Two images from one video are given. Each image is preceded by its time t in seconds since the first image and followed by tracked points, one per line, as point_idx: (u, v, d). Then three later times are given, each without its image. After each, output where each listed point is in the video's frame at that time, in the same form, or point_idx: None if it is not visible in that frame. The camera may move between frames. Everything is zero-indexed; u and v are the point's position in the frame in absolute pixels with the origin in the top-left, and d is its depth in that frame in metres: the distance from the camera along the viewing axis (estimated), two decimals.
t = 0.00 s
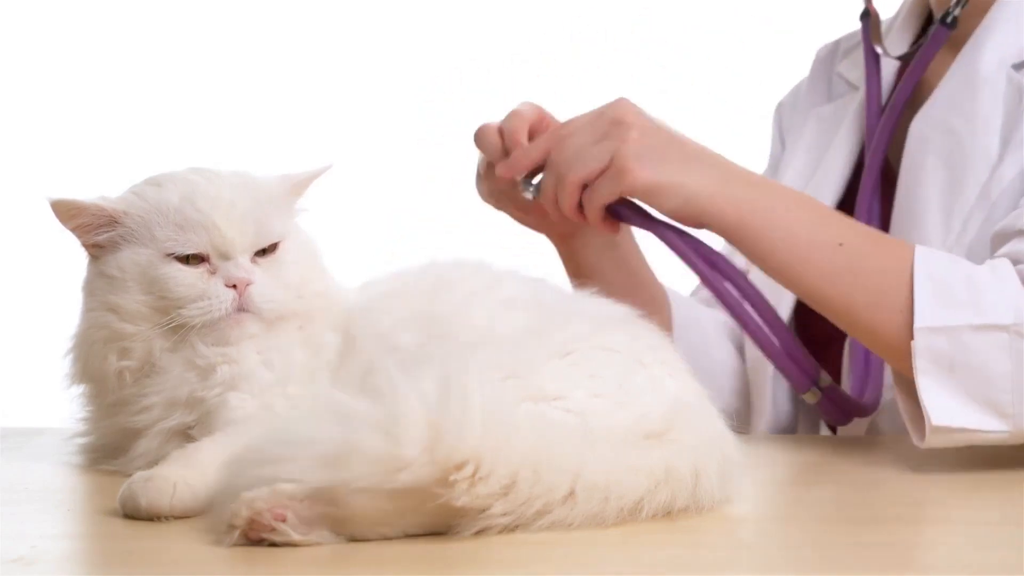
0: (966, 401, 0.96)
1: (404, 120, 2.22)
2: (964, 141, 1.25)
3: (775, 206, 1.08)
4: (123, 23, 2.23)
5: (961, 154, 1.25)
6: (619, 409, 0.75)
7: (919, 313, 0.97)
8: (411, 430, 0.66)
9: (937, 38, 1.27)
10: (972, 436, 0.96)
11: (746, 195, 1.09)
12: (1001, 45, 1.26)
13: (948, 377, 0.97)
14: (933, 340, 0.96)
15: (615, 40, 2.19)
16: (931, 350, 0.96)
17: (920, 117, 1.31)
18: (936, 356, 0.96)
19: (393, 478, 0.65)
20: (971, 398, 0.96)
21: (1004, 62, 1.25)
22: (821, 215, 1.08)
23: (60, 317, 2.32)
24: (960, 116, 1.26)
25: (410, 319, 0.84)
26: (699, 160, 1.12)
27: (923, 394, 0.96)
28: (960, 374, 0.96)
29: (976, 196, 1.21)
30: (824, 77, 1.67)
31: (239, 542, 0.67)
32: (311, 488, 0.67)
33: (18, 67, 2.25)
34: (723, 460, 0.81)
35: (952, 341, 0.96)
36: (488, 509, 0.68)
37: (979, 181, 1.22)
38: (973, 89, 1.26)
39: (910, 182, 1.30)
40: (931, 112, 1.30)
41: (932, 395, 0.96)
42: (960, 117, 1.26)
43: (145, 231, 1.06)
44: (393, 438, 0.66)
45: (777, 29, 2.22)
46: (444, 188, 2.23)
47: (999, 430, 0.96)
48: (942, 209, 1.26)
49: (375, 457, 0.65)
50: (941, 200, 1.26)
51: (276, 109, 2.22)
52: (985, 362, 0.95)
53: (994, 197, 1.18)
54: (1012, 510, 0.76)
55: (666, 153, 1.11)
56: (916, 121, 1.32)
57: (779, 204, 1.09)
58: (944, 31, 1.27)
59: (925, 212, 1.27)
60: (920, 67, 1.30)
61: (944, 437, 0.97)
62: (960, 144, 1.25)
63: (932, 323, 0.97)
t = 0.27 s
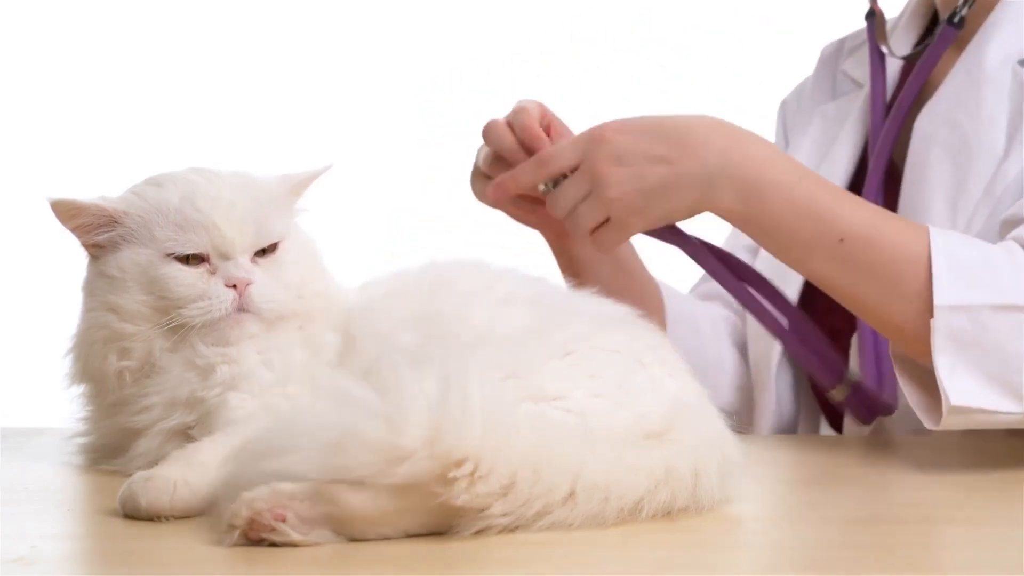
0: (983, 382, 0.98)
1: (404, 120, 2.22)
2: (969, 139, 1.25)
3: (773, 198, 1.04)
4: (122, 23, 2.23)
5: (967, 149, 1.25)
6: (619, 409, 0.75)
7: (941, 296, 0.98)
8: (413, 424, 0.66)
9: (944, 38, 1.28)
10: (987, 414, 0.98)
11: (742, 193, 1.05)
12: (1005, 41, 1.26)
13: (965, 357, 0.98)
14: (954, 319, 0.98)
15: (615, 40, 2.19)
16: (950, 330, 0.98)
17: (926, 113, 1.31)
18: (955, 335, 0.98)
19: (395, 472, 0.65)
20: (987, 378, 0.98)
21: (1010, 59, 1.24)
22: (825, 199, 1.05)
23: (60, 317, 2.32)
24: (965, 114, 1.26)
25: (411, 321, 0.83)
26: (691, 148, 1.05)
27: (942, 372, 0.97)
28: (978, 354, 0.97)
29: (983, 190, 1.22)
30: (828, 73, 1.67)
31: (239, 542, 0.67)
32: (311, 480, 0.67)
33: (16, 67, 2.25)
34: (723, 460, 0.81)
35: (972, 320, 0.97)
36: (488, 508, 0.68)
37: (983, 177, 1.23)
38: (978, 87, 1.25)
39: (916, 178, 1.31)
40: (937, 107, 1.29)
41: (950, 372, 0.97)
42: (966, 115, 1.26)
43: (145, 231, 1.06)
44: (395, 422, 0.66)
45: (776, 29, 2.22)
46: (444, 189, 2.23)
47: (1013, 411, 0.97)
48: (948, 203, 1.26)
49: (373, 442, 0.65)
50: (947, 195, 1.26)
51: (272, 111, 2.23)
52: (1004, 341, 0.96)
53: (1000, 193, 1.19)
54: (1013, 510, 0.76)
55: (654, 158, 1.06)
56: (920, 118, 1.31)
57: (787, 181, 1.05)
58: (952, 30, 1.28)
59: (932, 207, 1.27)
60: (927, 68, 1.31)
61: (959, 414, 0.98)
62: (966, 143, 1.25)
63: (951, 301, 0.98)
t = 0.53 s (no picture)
0: (965, 377, 0.97)
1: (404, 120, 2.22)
2: (969, 137, 1.25)
3: (745, 199, 1.01)
4: (127, 24, 2.23)
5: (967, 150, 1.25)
6: (619, 408, 0.75)
7: (920, 291, 0.98)
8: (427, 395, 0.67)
9: (948, 39, 1.29)
10: (969, 410, 0.97)
11: (710, 194, 1.01)
12: (1006, 41, 1.26)
13: (948, 353, 0.97)
14: (934, 314, 0.97)
15: (615, 40, 2.19)
16: (931, 326, 0.97)
17: (926, 113, 1.31)
18: (937, 332, 0.97)
19: (403, 447, 0.67)
20: (969, 373, 0.97)
21: (1010, 58, 1.24)
22: (795, 192, 1.02)
23: (60, 317, 2.32)
24: (966, 113, 1.26)
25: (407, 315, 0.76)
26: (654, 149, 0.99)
27: (923, 368, 0.97)
28: (961, 349, 0.97)
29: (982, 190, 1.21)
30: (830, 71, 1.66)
31: (239, 542, 0.67)
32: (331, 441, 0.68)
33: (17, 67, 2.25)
34: (723, 459, 0.81)
35: (952, 314, 0.97)
36: (487, 506, 0.68)
37: (984, 177, 1.22)
38: (978, 86, 1.25)
39: (916, 177, 1.31)
40: (938, 107, 1.30)
41: (931, 368, 0.97)
42: (964, 114, 1.26)
43: (145, 231, 1.08)
44: (415, 377, 0.67)
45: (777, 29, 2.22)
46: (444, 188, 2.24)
47: (995, 404, 0.97)
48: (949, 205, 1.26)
49: (390, 400, 0.66)
50: (948, 195, 1.26)
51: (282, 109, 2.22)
52: (984, 335, 0.96)
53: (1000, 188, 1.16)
54: (1013, 510, 0.76)
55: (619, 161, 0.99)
56: (921, 117, 1.32)
57: (754, 173, 1.01)
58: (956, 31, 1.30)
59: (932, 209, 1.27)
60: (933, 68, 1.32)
61: (942, 411, 0.98)
62: (965, 141, 1.26)
63: (931, 298, 0.97)
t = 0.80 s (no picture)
0: (933, 334, 0.95)
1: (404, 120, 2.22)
2: (958, 134, 1.22)
3: (689, 182, 0.98)
4: (127, 23, 2.23)
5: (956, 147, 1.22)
6: (619, 408, 0.75)
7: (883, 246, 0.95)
8: (418, 393, 0.66)
9: (922, 27, 1.34)
10: (935, 367, 0.95)
11: (649, 167, 0.98)
12: (996, 39, 1.24)
13: (914, 309, 0.95)
14: (900, 271, 0.95)
15: (615, 40, 2.19)
16: (895, 283, 0.95)
17: (914, 113, 1.30)
18: (903, 289, 0.95)
19: (392, 445, 0.67)
20: (937, 330, 0.95)
21: (1000, 58, 1.22)
22: (736, 160, 1.00)
23: (60, 317, 2.32)
24: (954, 110, 1.24)
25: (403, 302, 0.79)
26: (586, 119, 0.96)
27: (889, 326, 0.94)
28: (928, 304, 0.94)
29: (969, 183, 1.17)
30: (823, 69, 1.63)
31: (239, 542, 0.67)
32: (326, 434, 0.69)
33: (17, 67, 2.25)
34: (723, 459, 0.81)
35: (917, 272, 0.94)
36: (487, 506, 0.69)
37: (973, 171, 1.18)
38: (966, 84, 1.23)
39: (903, 176, 1.29)
40: (926, 105, 1.28)
41: (896, 326, 0.95)
42: (953, 109, 1.24)
43: (145, 231, 1.08)
44: (407, 369, 0.67)
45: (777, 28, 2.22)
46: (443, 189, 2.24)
47: (961, 362, 0.95)
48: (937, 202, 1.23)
49: (380, 395, 0.66)
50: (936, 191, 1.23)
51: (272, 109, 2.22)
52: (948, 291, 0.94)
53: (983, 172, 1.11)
54: (1012, 510, 0.76)
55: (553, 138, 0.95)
56: (910, 115, 1.30)
57: (694, 156, 0.98)
58: (929, 22, 1.35)
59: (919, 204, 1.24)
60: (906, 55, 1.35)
61: (907, 368, 0.95)
62: (954, 139, 1.23)
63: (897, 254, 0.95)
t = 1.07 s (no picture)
0: (867, 302, 0.88)
1: (404, 120, 2.22)
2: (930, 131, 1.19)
3: (607, 223, 0.86)
4: (128, 23, 2.23)
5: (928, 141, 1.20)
6: (620, 409, 0.75)
7: (807, 221, 0.88)
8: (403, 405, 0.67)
9: (896, 25, 1.30)
10: (875, 336, 0.89)
11: (564, 219, 0.85)
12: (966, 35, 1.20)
13: (846, 281, 0.88)
14: (828, 245, 0.87)
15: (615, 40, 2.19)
16: (825, 257, 0.87)
17: (890, 113, 1.30)
18: (832, 262, 0.87)
19: (381, 457, 0.68)
20: (872, 298, 0.88)
21: (969, 55, 1.17)
22: (637, 180, 0.90)
23: (60, 316, 2.32)
24: (927, 109, 1.20)
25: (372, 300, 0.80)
26: (485, 181, 0.83)
27: (822, 303, 0.88)
28: (860, 273, 0.88)
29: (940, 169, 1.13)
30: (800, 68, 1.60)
31: (239, 542, 0.67)
32: (317, 453, 0.70)
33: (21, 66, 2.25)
34: (724, 459, 0.81)
35: (844, 241, 0.87)
36: (487, 507, 0.69)
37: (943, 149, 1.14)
38: (933, 84, 1.19)
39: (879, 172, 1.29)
40: (899, 107, 1.28)
41: (830, 299, 0.88)
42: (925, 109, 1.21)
43: (144, 231, 1.08)
44: (385, 386, 0.67)
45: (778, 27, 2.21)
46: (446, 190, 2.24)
47: (901, 327, 0.88)
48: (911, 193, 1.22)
49: (361, 413, 0.66)
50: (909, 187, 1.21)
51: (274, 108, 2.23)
52: (878, 257, 0.87)
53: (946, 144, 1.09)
54: (1011, 511, 0.76)
55: (460, 209, 0.81)
56: (887, 114, 1.31)
57: (606, 197, 0.87)
58: (905, 21, 1.30)
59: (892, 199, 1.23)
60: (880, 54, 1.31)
61: (849, 341, 0.89)
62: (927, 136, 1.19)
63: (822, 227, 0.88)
